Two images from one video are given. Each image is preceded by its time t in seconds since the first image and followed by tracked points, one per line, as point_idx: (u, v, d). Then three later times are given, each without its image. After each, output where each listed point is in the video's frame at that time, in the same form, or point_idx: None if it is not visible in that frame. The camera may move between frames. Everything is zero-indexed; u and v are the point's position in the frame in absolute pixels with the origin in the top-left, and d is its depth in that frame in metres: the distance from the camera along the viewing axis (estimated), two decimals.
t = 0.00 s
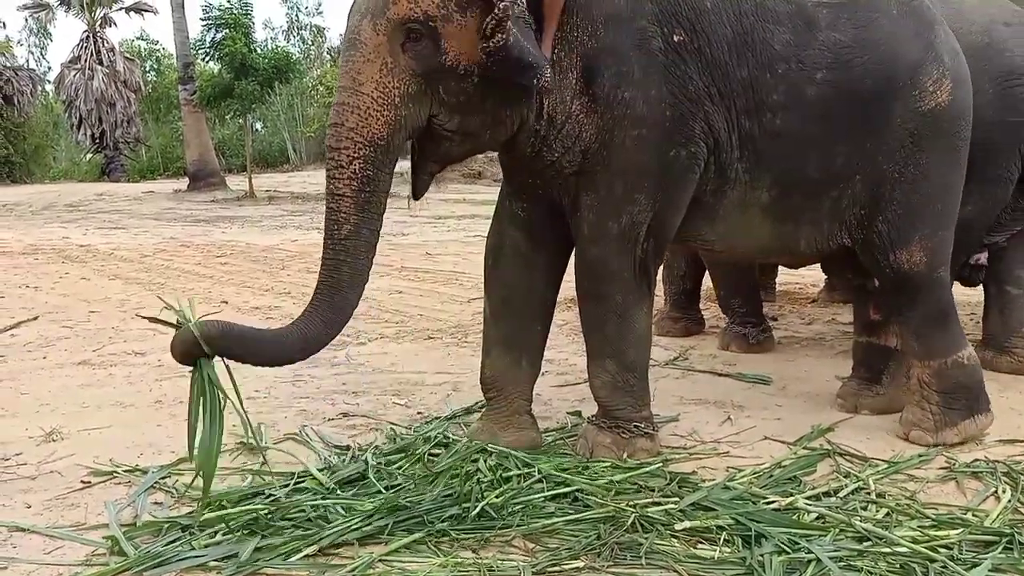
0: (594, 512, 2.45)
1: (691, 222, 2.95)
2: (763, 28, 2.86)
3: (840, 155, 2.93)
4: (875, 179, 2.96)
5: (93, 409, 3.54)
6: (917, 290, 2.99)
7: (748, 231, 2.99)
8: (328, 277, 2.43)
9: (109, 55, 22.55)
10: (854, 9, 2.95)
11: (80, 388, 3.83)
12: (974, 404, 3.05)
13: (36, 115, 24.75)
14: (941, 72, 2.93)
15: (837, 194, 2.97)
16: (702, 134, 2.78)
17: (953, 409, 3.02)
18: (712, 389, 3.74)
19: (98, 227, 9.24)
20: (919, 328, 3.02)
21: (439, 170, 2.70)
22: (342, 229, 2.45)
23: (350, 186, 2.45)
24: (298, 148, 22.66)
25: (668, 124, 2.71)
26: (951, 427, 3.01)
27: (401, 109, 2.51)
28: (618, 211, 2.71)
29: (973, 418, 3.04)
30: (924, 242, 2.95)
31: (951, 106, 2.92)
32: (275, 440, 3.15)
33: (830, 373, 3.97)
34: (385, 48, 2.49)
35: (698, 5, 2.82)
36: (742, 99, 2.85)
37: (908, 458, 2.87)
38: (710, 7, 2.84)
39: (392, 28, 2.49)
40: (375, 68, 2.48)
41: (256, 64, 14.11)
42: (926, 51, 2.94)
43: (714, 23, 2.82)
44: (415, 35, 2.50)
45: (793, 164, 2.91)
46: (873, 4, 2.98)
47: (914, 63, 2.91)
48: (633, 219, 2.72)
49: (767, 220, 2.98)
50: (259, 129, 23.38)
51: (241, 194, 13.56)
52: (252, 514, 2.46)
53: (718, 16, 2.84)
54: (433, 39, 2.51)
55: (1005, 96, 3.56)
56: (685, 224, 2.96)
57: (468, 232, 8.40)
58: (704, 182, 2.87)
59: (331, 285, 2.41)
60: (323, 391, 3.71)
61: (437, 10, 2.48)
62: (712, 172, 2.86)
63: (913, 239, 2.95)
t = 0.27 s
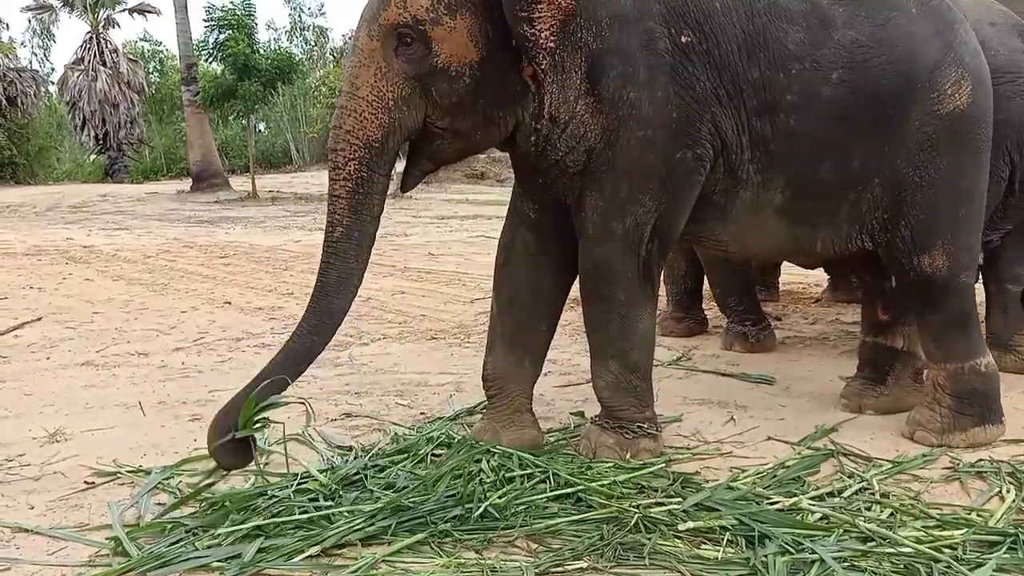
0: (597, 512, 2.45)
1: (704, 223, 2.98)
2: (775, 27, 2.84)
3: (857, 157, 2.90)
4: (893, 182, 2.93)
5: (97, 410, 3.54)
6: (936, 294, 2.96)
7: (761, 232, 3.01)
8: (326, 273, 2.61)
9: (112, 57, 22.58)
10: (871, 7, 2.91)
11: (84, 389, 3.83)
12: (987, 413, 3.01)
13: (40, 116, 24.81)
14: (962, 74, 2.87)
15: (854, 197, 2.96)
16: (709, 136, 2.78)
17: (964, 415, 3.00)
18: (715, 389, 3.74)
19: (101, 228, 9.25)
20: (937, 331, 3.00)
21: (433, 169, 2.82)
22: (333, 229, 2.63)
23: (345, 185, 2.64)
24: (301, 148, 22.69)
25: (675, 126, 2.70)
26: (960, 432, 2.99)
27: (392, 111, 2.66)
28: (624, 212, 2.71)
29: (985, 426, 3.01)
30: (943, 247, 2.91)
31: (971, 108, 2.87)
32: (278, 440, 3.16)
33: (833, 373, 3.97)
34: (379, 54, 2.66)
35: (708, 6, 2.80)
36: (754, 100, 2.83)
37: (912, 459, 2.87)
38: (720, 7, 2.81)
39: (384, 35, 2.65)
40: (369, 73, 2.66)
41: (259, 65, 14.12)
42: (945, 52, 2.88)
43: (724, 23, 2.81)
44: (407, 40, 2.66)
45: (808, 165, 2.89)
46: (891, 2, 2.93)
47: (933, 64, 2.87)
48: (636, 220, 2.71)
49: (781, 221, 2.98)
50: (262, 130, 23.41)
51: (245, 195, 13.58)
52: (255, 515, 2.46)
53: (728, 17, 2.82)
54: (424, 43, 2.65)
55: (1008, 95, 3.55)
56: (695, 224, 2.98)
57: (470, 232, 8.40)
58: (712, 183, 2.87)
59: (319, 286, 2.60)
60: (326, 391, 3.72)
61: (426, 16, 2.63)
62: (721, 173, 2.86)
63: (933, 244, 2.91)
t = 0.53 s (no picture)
0: (599, 513, 2.45)
1: (718, 223, 2.95)
2: (791, 22, 2.82)
3: (876, 155, 2.87)
4: (913, 181, 2.89)
5: (99, 410, 3.54)
6: (953, 293, 2.93)
7: (779, 229, 2.97)
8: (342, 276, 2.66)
9: (114, 57, 22.60)
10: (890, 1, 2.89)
11: (86, 389, 3.84)
12: (992, 415, 3.01)
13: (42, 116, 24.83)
14: (981, 72, 2.85)
15: (875, 194, 2.92)
16: (715, 137, 2.77)
17: (968, 416, 2.99)
18: (717, 389, 3.74)
19: (103, 228, 9.26)
20: (953, 331, 2.97)
21: (435, 170, 2.80)
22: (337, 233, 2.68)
23: (349, 190, 2.69)
24: (302, 148, 22.70)
25: (681, 126, 2.70)
26: (963, 433, 2.98)
27: (387, 114, 2.67)
28: (627, 212, 2.71)
29: (989, 428, 3.00)
30: (959, 247, 2.89)
31: (989, 106, 2.85)
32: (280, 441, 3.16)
33: (836, 373, 3.96)
34: (375, 60, 2.68)
35: (718, 5, 2.78)
36: (767, 98, 2.82)
37: (915, 459, 2.86)
38: (731, 5, 2.80)
39: (377, 40, 2.66)
40: (367, 79, 2.69)
41: (261, 65, 14.13)
42: (965, 49, 2.86)
43: (735, 20, 2.80)
44: (400, 43, 2.64)
45: (826, 163, 2.87)
46: None
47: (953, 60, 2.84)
48: (639, 222, 2.71)
49: (798, 219, 2.95)
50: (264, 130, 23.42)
51: (247, 195, 13.59)
52: (257, 515, 2.46)
53: (739, 14, 2.81)
54: (416, 46, 2.63)
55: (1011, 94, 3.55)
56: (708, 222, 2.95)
57: (472, 232, 8.40)
58: (722, 182, 2.86)
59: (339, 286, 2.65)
60: (327, 392, 3.72)
61: (415, 20, 2.61)
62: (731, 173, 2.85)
63: (951, 242, 2.89)
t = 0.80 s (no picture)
0: (600, 513, 2.45)
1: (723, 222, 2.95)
2: (801, 17, 2.76)
3: (885, 153, 2.84)
4: (923, 180, 2.87)
5: (101, 410, 3.55)
6: (960, 293, 2.92)
7: (787, 226, 2.95)
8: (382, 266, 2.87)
9: (116, 58, 22.61)
10: None
11: (88, 389, 3.84)
12: (995, 416, 3.00)
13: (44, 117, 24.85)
14: (992, 70, 2.81)
15: (885, 193, 2.89)
16: (716, 137, 2.77)
17: (970, 416, 2.99)
18: (718, 389, 3.74)
19: (104, 229, 9.26)
20: (958, 331, 2.96)
21: (444, 170, 2.87)
22: (376, 235, 2.87)
23: (368, 193, 2.87)
24: (304, 148, 22.72)
25: (680, 127, 2.70)
26: (964, 433, 2.98)
27: (390, 120, 2.76)
28: (626, 212, 2.71)
29: (992, 429, 3.00)
30: (967, 248, 2.86)
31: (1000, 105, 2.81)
32: (281, 441, 3.16)
33: (838, 373, 3.96)
34: (379, 66, 2.76)
35: (722, 4, 2.76)
36: (773, 96, 2.79)
37: (916, 459, 2.86)
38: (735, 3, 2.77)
39: (379, 47, 2.74)
40: (373, 86, 2.79)
41: (263, 65, 14.14)
42: (977, 46, 2.82)
43: (740, 18, 2.77)
44: (396, 50, 2.68)
45: (834, 161, 2.84)
46: None
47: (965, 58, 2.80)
48: (638, 223, 2.71)
49: (805, 217, 2.93)
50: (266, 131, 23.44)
51: (248, 196, 13.60)
52: (258, 515, 2.47)
53: (745, 12, 2.77)
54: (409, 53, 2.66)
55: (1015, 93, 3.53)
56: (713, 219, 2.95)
57: (473, 232, 8.41)
58: (726, 180, 2.87)
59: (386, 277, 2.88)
60: (328, 392, 3.72)
61: (408, 26, 2.64)
62: (734, 172, 2.86)
63: (959, 243, 2.86)
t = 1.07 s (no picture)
0: (601, 514, 2.45)
1: (724, 224, 2.95)
2: (800, 19, 2.74)
3: (888, 156, 2.83)
4: (926, 183, 2.87)
5: (102, 412, 3.55)
6: (963, 294, 2.93)
7: (789, 229, 2.94)
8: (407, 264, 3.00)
9: (117, 59, 22.62)
10: None
11: (88, 390, 3.84)
12: (997, 418, 3.00)
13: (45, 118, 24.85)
14: (995, 72, 2.81)
15: (888, 195, 2.89)
16: (714, 139, 2.77)
17: (970, 419, 2.99)
18: (718, 390, 3.74)
19: (104, 230, 9.26)
20: (961, 333, 2.96)
21: (457, 170, 2.99)
22: (398, 238, 3.00)
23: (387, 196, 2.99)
24: (304, 150, 22.73)
25: (678, 129, 2.70)
26: (965, 435, 2.98)
27: (401, 125, 2.87)
28: (625, 213, 2.72)
29: (993, 431, 3.00)
30: (970, 249, 2.88)
31: (1003, 107, 2.82)
32: (282, 442, 3.16)
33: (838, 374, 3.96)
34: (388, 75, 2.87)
35: (720, 7, 2.75)
36: (772, 98, 2.79)
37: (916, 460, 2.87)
38: (734, 6, 2.75)
39: (386, 56, 2.84)
40: (384, 94, 2.90)
41: (263, 67, 14.15)
42: (981, 50, 2.82)
43: (739, 20, 2.75)
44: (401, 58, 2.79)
45: (835, 163, 2.83)
46: None
47: (969, 61, 2.80)
48: (637, 224, 2.72)
49: (807, 219, 2.93)
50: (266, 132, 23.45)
51: (249, 197, 13.61)
52: (259, 516, 2.47)
53: (743, 15, 2.75)
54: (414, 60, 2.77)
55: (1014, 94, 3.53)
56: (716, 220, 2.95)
57: (473, 234, 8.41)
58: (726, 181, 2.87)
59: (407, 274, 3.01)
60: (328, 393, 3.72)
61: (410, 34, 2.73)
62: (734, 172, 2.86)
63: (962, 244, 2.88)
